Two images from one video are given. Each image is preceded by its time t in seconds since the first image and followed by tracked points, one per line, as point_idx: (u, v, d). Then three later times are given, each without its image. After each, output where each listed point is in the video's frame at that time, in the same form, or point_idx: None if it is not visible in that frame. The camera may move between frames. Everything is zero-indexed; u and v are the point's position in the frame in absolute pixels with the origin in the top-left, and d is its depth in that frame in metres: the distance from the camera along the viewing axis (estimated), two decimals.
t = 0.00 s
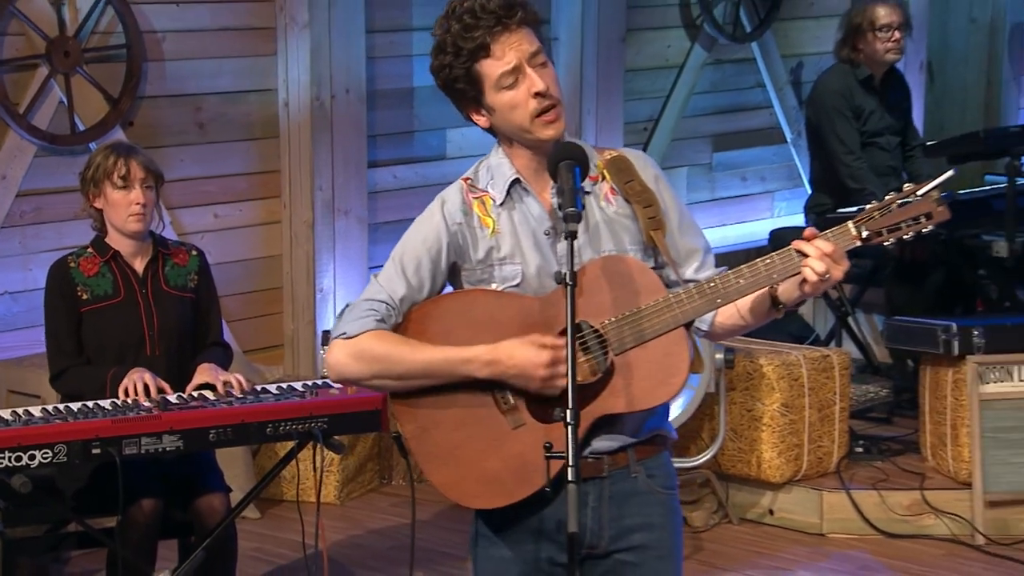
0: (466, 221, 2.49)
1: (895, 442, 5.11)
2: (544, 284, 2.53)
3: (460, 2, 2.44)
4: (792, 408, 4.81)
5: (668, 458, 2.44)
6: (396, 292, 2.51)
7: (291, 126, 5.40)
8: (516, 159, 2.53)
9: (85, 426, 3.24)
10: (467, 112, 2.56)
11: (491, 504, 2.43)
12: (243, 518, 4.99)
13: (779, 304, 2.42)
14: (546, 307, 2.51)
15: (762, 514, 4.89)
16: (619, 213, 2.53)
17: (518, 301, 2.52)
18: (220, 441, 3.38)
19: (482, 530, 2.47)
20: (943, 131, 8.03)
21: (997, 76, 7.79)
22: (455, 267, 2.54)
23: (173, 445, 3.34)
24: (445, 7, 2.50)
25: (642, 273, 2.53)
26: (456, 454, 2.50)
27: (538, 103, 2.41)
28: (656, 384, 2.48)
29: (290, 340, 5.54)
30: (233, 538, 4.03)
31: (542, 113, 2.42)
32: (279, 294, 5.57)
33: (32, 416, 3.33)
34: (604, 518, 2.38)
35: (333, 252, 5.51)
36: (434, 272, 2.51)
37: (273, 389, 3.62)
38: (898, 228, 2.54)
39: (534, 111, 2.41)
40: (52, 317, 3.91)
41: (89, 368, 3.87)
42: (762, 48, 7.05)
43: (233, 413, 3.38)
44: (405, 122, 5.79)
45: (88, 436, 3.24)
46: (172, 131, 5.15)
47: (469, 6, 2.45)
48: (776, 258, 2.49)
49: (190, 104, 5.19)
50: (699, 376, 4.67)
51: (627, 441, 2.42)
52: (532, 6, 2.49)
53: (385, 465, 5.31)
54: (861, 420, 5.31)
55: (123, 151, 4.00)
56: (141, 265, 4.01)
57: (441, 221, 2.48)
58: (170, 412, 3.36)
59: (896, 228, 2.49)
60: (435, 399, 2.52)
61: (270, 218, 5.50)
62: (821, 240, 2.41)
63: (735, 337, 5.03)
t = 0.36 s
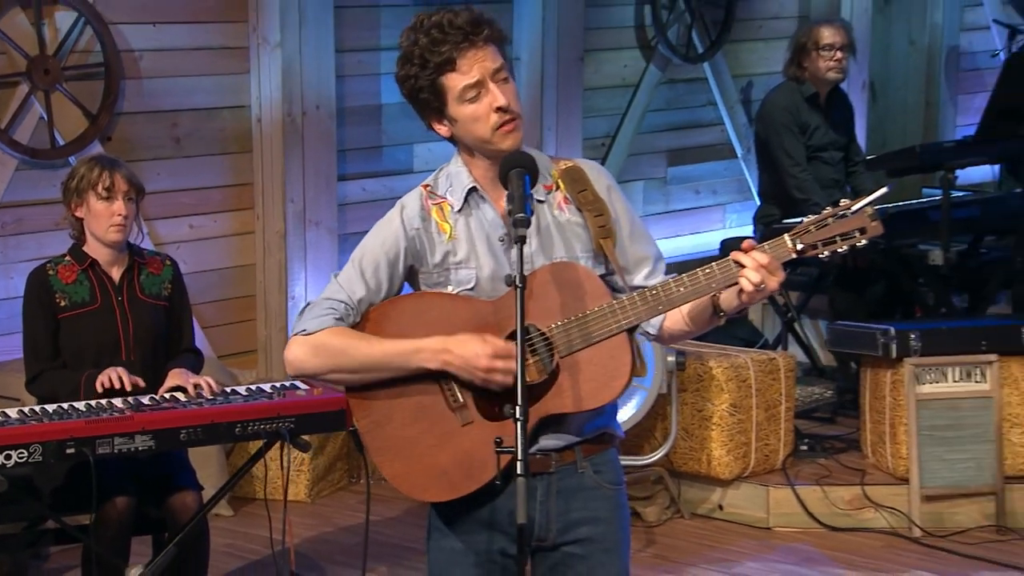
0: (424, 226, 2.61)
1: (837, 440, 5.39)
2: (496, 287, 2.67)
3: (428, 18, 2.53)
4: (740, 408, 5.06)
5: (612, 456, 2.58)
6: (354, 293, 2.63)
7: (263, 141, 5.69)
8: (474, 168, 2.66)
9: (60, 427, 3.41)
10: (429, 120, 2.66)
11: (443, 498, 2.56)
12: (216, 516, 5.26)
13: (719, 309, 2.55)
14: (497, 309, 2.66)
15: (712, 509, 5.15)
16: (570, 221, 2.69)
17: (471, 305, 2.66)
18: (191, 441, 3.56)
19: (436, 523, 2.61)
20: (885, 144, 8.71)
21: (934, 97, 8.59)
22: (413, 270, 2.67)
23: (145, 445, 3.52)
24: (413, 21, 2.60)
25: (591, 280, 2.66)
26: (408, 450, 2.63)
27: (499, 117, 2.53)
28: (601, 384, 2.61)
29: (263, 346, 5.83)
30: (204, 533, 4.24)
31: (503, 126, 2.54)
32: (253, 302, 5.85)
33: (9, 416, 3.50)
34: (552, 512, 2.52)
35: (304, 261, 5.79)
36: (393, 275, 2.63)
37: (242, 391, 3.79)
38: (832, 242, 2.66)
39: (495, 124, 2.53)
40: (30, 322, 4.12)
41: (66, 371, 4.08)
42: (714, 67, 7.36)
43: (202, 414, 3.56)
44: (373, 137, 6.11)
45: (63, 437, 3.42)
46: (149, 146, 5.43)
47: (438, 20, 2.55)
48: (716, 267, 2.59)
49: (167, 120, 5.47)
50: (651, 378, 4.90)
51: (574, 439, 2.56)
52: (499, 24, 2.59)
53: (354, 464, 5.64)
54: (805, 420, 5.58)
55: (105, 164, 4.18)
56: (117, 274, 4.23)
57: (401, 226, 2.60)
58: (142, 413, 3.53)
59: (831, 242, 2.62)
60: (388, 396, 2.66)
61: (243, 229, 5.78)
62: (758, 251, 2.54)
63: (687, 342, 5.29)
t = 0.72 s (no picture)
0: (379, 244, 2.77)
1: (781, 438, 5.69)
2: (450, 295, 2.83)
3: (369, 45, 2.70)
4: (688, 408, 5.35)
5: (572, 450, 2.71)
6: (316, 312, 2.78)
7: (234, 155, 5.99)
8: (425, 187, 2.81)
9: (35, 427, 3.62)
10: (379, 144, 2.82)
11: (406, 501, 2.69)
12: (189, 513, 5.53)
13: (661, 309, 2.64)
14: (451, 318, 2.81)
15: (662, 504, 5.46)
16: (518, 231, 2.83)
17: (428, 316, 2.81)
18: (160, 439, 3.78)
19: (402, 524, 2.74)
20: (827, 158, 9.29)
21: (873, 115, 9.17)
22: (371, 286, 2.82)
23: (116, 443, 3.73)
24: (356, 51, 2.78)
25: (540, 287, 2.78)
26: (373, 458, 2.77)
27: (443, 135, 2.69)
28: (554, 385, 2.71)
29: (235, 350, 6.14)
30: (174, 529, 4.46)
31: (447, 145, 2.70)
32: (226, 309, 6.16)
33: None
34: (515, 507, 2.65)
35: (275, 270, 6.10)
36: (352, 292, 2.78)
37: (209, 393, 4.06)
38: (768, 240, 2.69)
39: (439, 143, 2.69)
40: (6, 328, 4.35)
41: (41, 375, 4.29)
42: (666, 86, 7.71)
43: (171, 414, 3.79)
44: (341, 151, 6.45)
45: (38, 436, 3.63)
46: (124, 160, 5.73)
47: (378, 49, 2.73)
48: (660, 268, 2.68)
49: (142, 135, 5.77)
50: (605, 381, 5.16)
51: (534, 438, 2.68)
52: (436, 46, 2.76)
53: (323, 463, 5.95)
54: (752, 419, 5.89)
55: (76, 176, 4.36)
56: (90, 281, 4.44)
57: (357, 245, 2.76)
58: (114, 414, 3.75)
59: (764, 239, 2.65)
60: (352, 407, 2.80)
61: (215, 239, 6.08)
62: (697, 250, 2.62)
63: (640, 344, 5.58)
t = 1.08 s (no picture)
0: (338, 253, 2.84)
1: (730, 436, 6.02)
2: (407, 300, 2.89)
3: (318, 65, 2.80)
4: (641, 407, 5.65)
5: (529, 446, 2.75)
6: (279, 318, 2.86)
7: (210, 169, 6.38)
8: (379, 198, 2.89)
9: (13, 427, 3.82)
10: (334, 157, 2.91)
11: (370, 497, 2.76)
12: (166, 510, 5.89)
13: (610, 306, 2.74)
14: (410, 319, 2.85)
15: (618, 498, 5.76)
16: (471, 237, 2.89)
17: (387, 318, 2.85)
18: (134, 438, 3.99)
19: (364, 517, 2.82)
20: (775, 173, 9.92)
21: (818, 133, 9.85)
22: (332, 292, 2.90)
23: (91, 442, 3.93)
24: (305, 72, 2.87)
25: (495, 289, 2.84)
26: (338, 453, 2.85)
27: (397, 147, 2.80)
28: (510, 380, 2.78)
29: (211, 355, 6.53)
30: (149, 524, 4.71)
31: (401, 155, 2.80)
32: (202, 316, 6.55)
33: None
34: (473, 499, 2.68)
35: (249, 278, 6.46)
36: (313, 299, 2.86)
37: (179, 395, 4.29)
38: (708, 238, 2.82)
39: (395, 153, 2.79)
40: None
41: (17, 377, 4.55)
42: (622, 105, 8.15)
43: (144, 414, 4.00)
44: (313, 165, 6.87)
45: (16, 436, 3.82)
46: (104, 173, 6.11)
47: (328, 68, 2.82)
48: (607, 268, 2.78)
49: (121, 150, 6.15)
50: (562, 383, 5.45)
51: (491, 433, 2.73)
52: (383, 63, 2.87)
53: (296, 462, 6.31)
54: (703, 419, 6.22)
55: (51, 188, 4.59)
56: (66, 288, 4.69)
57: (316, 254, 2.83)
58: (89, 414, 3.96)
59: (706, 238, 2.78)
60: (317, 406, 2.87)
61: (193, 249, 6.47)
62: (643, 247, 2.71)
63: (595, 347, 5.90)
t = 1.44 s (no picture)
0: (300, 242, 3.07)
1: (685, 434, 6.37)
2: (367, 294, 3.12)
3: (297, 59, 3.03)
4: (601, 406, 5.96)
5: (469, 439, 2.98)
6: (239, 301, 3.07)
7: (190, 182, 6.78)
8: (343, 191, 3.12)
9: None
10: (303, 148, 3.14)
11: (315, 480, 2.97)
12: (148, 506, 6.28)
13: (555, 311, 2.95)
14: (365, 311, 3.09)
15: (580, 493, 6.09)
16: (428, 238, 3.11)
17: (342, 310, 3.10)
18: (112, 436, 4.11)
19: (313, 503, 3.01)
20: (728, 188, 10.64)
21: (770, 150, 10.52)
22: (292, 280, 3.12)
23: (70, 440, 4.06)
24: (286, 64, 3.10)
25: (448, 289, 3.05)
26: (289, 439, 3.06)
27: (363, 145, 3.03)
28: (456, 376, 3.00)
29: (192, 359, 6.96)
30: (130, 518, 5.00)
31: (366, 153, 3.04)
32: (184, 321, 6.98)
33: None
34: (416, 488, 2.90)
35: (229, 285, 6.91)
36: (272, 285, 3.08)
37: (159, 393, 4.39)
38: (653, 254, 2.99)
39: (360, 151, 3.03)
40: None
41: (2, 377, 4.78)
42: (585, 122, 8.65)
43: (122, 414, 4.12)
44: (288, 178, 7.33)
45: None
46: (90, 185, 6.49)
47: (306, 64, 3.06)
48: (555, 275, 2.97)
49: (106, 162, 6.53)
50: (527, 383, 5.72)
51: (434, 425, 2.96)
52: (359, 65, 3.10)
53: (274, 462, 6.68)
54: (661, 418, 6.58)
55: (35, 197, 4.81)
56: (49, 292, 4.91)
57: (279, 243, 3.06)
58: (68, 413, 4.08)
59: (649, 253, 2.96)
60: (271, 392, 3.08)
61: (175, 257, 6.87)
62: (588, 258, 2.92)
63: (558, 350, 6.21)
